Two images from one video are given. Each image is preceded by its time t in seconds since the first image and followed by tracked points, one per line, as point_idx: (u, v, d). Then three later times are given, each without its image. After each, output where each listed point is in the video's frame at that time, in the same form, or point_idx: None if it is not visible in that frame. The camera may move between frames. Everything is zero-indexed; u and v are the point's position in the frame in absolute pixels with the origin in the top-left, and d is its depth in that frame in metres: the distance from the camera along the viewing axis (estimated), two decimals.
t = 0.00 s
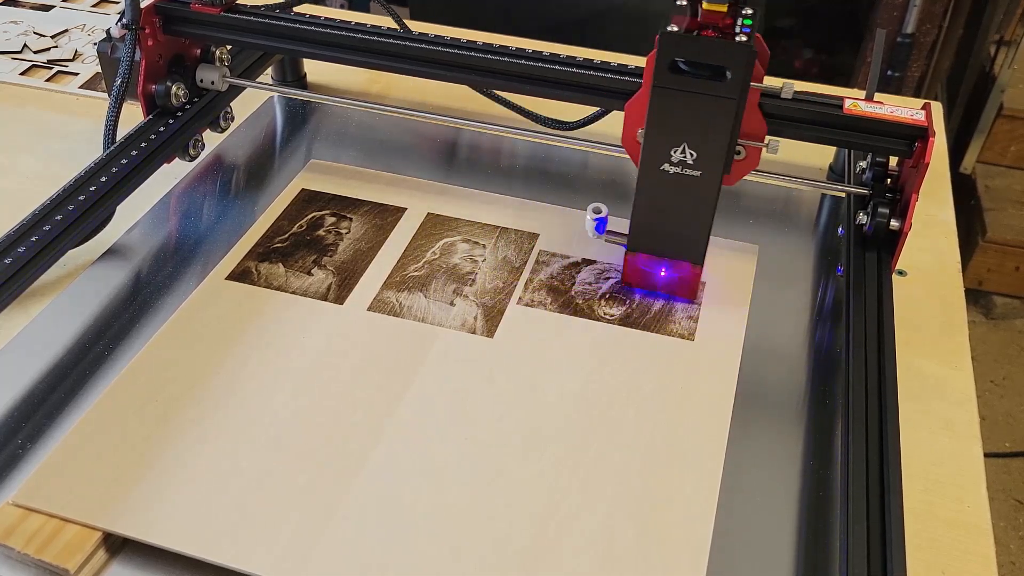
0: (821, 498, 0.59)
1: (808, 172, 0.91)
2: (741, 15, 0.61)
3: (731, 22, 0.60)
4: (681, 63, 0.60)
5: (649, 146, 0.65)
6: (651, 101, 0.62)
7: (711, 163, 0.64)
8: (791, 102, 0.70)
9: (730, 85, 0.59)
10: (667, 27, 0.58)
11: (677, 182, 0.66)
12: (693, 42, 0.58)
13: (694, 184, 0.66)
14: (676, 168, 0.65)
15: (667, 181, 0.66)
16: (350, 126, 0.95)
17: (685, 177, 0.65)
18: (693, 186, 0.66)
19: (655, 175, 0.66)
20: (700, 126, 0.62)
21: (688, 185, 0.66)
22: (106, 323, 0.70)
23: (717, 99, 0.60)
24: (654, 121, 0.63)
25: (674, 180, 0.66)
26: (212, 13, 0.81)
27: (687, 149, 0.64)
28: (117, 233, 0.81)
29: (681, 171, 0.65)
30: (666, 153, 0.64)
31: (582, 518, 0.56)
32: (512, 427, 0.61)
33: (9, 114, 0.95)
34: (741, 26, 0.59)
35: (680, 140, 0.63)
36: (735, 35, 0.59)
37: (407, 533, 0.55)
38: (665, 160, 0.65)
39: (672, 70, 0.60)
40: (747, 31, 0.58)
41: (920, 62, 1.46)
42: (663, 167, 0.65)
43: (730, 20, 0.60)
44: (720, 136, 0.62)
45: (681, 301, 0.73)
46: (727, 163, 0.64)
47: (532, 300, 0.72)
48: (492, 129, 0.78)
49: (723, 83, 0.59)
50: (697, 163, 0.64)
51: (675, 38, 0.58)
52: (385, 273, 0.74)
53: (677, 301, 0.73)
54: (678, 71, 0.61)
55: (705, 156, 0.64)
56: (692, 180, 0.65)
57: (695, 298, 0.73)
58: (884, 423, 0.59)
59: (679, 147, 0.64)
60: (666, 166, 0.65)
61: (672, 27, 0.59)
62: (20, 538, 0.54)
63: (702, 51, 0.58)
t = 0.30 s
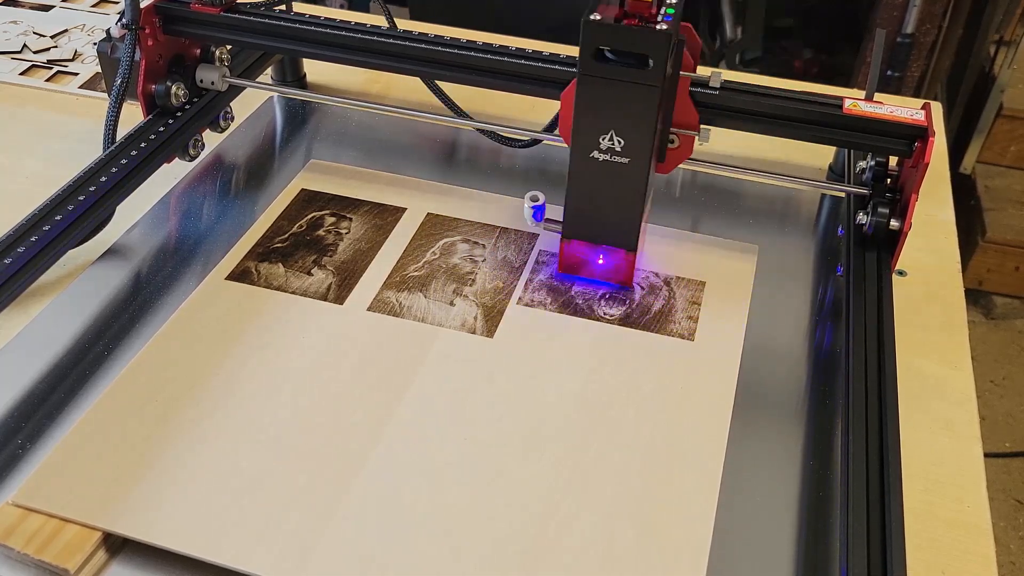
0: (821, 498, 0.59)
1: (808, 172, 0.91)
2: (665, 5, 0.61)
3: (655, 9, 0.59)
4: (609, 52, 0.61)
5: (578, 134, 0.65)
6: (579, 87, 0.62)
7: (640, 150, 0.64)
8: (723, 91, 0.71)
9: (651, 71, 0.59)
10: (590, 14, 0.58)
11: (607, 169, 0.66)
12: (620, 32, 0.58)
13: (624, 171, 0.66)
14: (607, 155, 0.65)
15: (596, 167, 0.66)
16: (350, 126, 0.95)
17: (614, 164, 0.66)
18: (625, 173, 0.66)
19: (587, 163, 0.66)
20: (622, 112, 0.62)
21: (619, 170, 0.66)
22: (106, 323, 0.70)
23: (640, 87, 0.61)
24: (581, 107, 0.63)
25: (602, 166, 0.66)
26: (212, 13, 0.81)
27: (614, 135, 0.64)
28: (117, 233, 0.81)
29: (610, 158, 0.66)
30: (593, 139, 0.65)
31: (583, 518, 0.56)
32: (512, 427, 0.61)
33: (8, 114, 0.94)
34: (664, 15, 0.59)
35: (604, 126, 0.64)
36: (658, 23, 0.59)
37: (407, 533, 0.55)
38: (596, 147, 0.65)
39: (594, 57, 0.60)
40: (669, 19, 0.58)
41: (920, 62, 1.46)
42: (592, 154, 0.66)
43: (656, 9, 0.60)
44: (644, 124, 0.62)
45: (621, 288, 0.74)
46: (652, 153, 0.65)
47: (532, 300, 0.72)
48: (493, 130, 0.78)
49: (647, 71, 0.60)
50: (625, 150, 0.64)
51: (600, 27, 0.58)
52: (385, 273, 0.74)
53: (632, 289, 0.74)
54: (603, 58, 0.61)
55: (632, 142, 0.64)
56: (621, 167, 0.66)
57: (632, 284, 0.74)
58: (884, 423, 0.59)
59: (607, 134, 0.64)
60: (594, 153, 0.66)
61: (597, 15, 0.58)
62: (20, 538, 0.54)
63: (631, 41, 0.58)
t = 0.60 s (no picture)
0: (821, 498, 0.59)
1: (808, 172, 0.91)
2: None
3: None
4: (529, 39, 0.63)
5: (506, 123, 0.67)
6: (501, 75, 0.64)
7: (563, 137, 0.66)
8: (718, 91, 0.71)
9: (572, 59, 0.62)
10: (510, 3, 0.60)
11: (532, 156, 0.68)
12: (536, 18, 0.60)
13: (551, 157, 0.68)
14: (532, 142, 0.67)
15: (523, 154, 0.69)
16: (350, 126, 0.95)
17: (541, 151, 0.68)
18: (548, 159, 0.68)
19: (515, 150, 0.68)
20: (543, 98, 0.64)
21: (545, 158, 0.68)
22: (106, 323, 0.70)
23: (564, 75, 0.63)
24: (511, 95, 0.65)
25: (530, 154, 0.68)
26: (213, 13, 0.81)
27: (538, 122, 0.66)
28: (117, 233, 0.81)
29: (537, 145, 0.67)
30: (519, 126, 0.67)
31: (582, 518, 0.56)
32: (512, 427, 0.61)
33: (9, 114, 0.95)
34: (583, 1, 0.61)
35: (528, 114, 0.66)
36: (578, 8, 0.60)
37: (407, 533, 0.55)
38: (522, 134, 0.67)
39: (515, 44, 0.63)
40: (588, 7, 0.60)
41: (920, 62, 1.45)
42: (519, 142, 0.68)
43: None
44: (566, 110, 0.64)
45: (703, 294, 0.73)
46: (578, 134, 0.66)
47: (532, 300, 0.72)
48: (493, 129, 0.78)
49: (566, 58, 0.62)
50: (551, 137, 0.66)
51: (518, 14, 0.60)
52: (385, 273, 0.74)
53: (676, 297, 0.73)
54: (527, 46, 0.63)
55: (555, 128, 0.66)
56: (548, 154, 0.68)
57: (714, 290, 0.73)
58: (885, 423, 0.59)
59: (531, 122, 0.66)
60: (521, 140, 0.68)
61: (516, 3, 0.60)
62: (20, 538, 0.54)
63: (540, 27, 0.60)
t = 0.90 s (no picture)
0: (821, 498, 0.59)
1: (808, 172, 0.91)
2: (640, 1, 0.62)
3: (630, 4, 0.61)
4: (584, 48, 0.62)
5: (557, 130, 0.67)
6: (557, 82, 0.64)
7: (617, 144, 0.66)
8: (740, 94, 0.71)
9: (629, 68, 0.61)
10: (566, 12, 0.60)
11: (584, 163, 0.68)
12: (598, 26, 0.59)
13: (602, 165, 0.68)
14: (584, 150, 0.67)
15: (575, 163, 0.68)
16: (350, 126, 0.95)
17: (592, 159, 0.68)
18: (602, 167, 0.68)
19: (566, 158, 0.68)
20: (595, 106, 0.64)
21: (596, 166, 0.68)
22: (107, 323, 0.70)
23: (618, 82, 0.62)
24: (561, 103, 0.65)
25: (583, 162, 0.68)
26: (213, 13, 0.81)
27: (591, 131, 0.66)
28: (117, 233, 0.81)
29: (589, 154, 0.67)
30: (571, 133, 0.66)
31: (582, 519, 0.56)
32: (512, 427, 0.61)
33: (9, 114, 0.95)
34: (639, 10, 0.61)
35: (580, 121, 0.65)
36: (633, 18, 0.60)
37: (407, 533, 0.55)
38: (573, 143, 0.67)
39: (571, 53, 0.62)
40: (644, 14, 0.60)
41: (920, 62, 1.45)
42: (571, 150, 0.67)
43: (630, 5, 0.61)
44: (620, 118, 0.64)
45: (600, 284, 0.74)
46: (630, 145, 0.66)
47: (532, 300, 0.72)
48: (494, 129, 0.78)
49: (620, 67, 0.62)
50: (602, 146, 0.66)
51: (573, 23, 0.60)
52: (385, 273, 0.74)
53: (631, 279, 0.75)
54: (579, 54, 0.62)
55: (608, 139, 0.66)
56: (600, 162, 0.68)
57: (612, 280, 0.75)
58: (885, 424, 0.59)
59: (584, 130, 0.66)
60: (573, 149, 0.67)
61: (570, 11, 0.60)
62: (20, 538, 0.54)
63: (596, 36, 0.60)
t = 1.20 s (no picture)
0: (821, 498, 0.59)
1: (808, 172, 0.91)
2: (712, 10, 0.60)
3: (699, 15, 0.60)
4: (652, 58, 0.61)
5: (623, 142, 0.65)
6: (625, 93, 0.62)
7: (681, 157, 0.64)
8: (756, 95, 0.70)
9: (697, 79, 0.60)
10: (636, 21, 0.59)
11: (646, 175, 0.67)
12: (666, 37, 0.58)
13: (669, 178, 0.66)
14: (649, 162, 0.66)
15: (639, 174, 0.67)
16: (350, 125, 0.95)
17: (656, 171, 0.66)
18: (666, 180, 0.66)
19: (631, 170, 0.67)
20: (672, 121, 0.63)
21: (663, 178, 0.66)
22: (107, 323, 0.70)
23: (683, 93, 0.61)
24: (627, 115, 0.64)
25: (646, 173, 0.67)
26: (214, 13, 0.81)
27: (657, 143, 0.64)
28: (118, 232, 0.81)
29: (653, 165, 0.66)
30: (637, 147, 0.65)
31: (582, 519, 0.56)
32: (512, 427, 0.61)
33: (9, 114, 0.95)
34: (711, 21, 0.59)
35: (651, 132, 0.64)
36: (704, 29, 0.59)
37: (407, 533, 0.55)
38: (638, 154, 0.66)
39: (640, 64, 0.61)
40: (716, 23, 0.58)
41: (920, 62, 1.45)
42: (634, 162, 0.66)
43: (700, 15, 0.60)
44: (690, 130, 0.63)
45: (660, 296, 0.73)
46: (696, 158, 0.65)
47: (532, 300, 0.72)
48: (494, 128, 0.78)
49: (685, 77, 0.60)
50: (668, 156, 0.65)
51: (645, 34, 0.58)
52: (385, 273, 0.74)
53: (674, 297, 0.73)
54: (649, 66, 0.61)
55: (678, 149, 0.64)
56: (663, 174, 0.66)
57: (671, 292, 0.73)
58: (884, 423, 0.59)
59: (650, 141, 0.64)
60: (638, 160, 0.66)
61: (643, 22, 0.59)
62: (20, 538, 0.54)
63: (674, 46, 0.58)
